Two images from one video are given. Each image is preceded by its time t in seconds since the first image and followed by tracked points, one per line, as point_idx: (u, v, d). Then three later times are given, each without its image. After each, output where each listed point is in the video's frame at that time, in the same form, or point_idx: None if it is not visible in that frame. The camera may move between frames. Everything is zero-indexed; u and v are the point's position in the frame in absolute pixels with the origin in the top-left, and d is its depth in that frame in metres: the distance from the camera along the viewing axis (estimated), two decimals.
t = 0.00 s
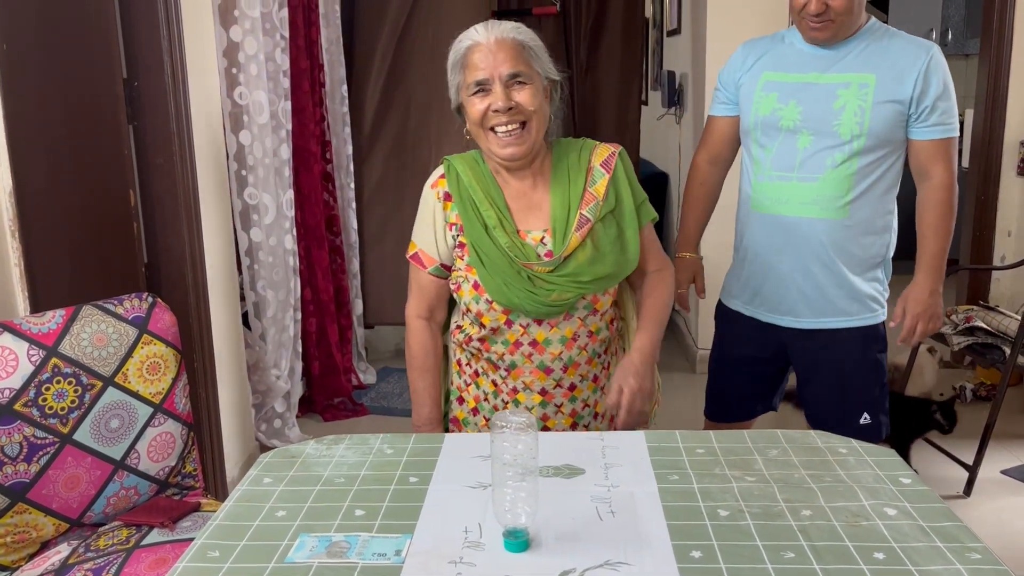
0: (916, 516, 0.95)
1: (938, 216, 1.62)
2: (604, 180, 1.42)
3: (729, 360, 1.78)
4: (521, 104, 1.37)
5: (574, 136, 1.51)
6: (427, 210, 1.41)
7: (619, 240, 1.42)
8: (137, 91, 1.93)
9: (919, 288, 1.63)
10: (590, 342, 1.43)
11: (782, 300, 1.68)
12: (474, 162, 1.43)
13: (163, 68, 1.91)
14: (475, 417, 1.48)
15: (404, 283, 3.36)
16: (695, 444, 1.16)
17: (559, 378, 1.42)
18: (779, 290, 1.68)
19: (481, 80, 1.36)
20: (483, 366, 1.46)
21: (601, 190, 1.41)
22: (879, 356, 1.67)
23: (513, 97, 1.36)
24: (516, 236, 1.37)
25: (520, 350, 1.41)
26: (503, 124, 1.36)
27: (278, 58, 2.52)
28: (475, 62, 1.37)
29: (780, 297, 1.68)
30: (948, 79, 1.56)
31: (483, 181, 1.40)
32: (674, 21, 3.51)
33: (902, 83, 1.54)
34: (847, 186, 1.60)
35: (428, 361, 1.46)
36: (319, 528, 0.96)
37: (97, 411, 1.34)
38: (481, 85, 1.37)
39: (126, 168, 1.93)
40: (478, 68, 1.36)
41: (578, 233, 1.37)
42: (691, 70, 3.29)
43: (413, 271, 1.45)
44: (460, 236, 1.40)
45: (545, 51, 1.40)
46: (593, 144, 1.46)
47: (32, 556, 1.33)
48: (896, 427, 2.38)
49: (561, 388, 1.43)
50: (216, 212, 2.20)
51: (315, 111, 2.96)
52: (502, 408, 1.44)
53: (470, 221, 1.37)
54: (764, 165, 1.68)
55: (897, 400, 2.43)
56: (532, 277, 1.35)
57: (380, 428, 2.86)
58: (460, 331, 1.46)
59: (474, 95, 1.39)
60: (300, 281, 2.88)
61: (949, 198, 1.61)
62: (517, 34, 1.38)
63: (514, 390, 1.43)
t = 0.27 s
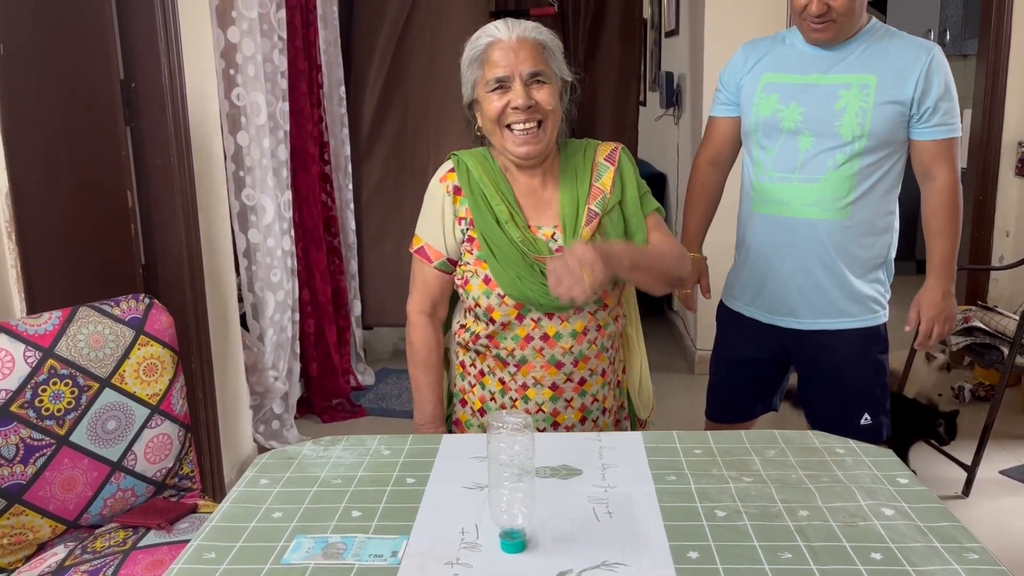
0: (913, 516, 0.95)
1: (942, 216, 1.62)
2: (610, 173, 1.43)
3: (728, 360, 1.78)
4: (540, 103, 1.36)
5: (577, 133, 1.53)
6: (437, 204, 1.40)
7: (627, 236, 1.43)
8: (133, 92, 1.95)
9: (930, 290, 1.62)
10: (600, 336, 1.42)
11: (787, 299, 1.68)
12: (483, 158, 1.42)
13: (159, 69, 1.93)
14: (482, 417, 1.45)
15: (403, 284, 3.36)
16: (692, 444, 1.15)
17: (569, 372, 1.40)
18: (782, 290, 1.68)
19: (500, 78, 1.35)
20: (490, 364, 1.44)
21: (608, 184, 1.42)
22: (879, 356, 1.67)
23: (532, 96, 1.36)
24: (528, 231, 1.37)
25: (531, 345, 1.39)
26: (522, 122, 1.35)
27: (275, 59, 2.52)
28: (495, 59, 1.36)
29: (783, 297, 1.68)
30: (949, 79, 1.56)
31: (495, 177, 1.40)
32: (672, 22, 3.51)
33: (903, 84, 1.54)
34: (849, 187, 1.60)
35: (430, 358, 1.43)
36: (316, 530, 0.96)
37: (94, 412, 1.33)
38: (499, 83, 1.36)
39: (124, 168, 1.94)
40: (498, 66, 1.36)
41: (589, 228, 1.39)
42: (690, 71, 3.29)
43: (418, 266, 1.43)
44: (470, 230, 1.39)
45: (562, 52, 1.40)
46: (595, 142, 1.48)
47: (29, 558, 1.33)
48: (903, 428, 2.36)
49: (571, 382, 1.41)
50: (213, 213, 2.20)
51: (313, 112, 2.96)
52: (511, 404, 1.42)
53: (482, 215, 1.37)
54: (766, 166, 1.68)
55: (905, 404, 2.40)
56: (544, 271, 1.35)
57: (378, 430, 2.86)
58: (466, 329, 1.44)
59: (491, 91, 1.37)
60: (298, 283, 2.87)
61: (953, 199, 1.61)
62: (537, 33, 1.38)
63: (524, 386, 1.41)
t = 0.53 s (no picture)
0: (914, 517, 0.95)
1: (944, 218, 1.62)
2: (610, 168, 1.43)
3: (729, 361, 1.78)
4: (553, 106, 1.35)
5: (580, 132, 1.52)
6: (441, 204, 1.40)
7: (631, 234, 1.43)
8: (132, 93, 1.94)
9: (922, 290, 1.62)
10: (603, 337, 1.42)
11: (789, 300, 1.68)
12: (488, 158, 1.41)
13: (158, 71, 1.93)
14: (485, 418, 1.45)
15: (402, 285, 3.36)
16: (692, 445, 1.15)
17: (573, 373, 1.40)
18: (784, 291, 1.68)
19: (512, 80, 1.33)
20: (493, 366, 1.43)
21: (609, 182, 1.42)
22: (881, 356, 1.67)
23: (545, 100, 1.35)
24: (533, 230, 1.37)
25: (536, 346, 1.39)
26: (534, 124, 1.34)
27: (274, 60, 2.52)
28: (508, 60, 1.33)
29: (785, 298, 1.68)
30: (952, 80, 1.56)
31: (499, 176, 1.39)
32: (671, 23, 3.51)
33: (907, 84, 1.54)
34: (853, 187, 1.60)
35: (433, 356, 1.43)
36: (315, 531, 0.96)
37: (93, 414, 1.33)
38: (511, 84, 1.34)
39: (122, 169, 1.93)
40: (510, 67, 1.33)
41: (586, 223, 1.38)
42: (688, 71, 3.29)
43: (422, 265, 1.43)
44: (475, 229, 1.39)
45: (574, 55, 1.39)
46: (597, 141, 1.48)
47: (28, 560, 1.33)
48: (904, 428, 2.36)
49: (576, 383, 1.41)
50: (211, 214, 2.20)
51: (313, 113, 2.95)
52: (516, 406, 1.42)
53: (487, 215, 1.36)
54: (769, 166, 1.68)
55: (907, 406, 2.39)
56: (549, 271, 1.34)
57: (378, 431, 2.86)
58: (469, 331, 1.44)
59: (503, 93, 1.35)
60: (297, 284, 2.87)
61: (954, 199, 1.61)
62: (550, 35, 1.36)
63: (529, 387, 1.41)
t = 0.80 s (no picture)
0: (913, 516, 0.95)
1: (946, 218, 1.61)
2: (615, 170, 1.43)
3: (730, 361, 1.78)
4: (560, 108, 1.33)
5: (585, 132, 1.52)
6: (447, 203, 1.40)
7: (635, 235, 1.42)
8: (130, 93, 1.94)
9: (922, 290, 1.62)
10: (605, 340, 1.42)
11: (789, 299, 1.68)
12: (495, 156, 1.41)
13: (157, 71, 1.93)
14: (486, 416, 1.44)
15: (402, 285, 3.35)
16: (691, 445, 1.15)
17: (574, 376, 1.40)
18: (784, 290, 1.68)
19: (519, 80, 1.32)
20: (495, 366, 1.43)
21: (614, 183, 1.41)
22: (881, 356, 1.67)
23: (552, 100, 1.33)
24: (537, 231, 1.37)
25: (537, 348, 1.39)
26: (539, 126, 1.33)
27: (273, 60, 2.51)
28: (514, 60, 1.32)
29: (786, 297, 1.68)
30: (954, 79, 1.56)
31: (505, 176, 1.39)
32: (670, 23, 3.50)
33: (908, 83, 1.54)
34: (855, 186, 1.60)
35: (435, 355, 1.43)
36: (314, 531, 0.96)
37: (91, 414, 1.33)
38: (518, 85, 1.33)
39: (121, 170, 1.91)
40: (516, 68, 1.32)
41: (591, 226, 1.37)
42: (687, 71, 3.29)
43: (426, 263, 1.43)
44: (479, 229, 1.39)
45: (583, 55, 1.37)
46: (601, 141, 1.47)
47: (26, 561, 1.32)
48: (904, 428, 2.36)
49: (576, 385, 1.40)
50: (210, 214, 2.20)
51: (312, 113, 2.95)
52: (516, 406, 1.42)
53: (491, 215, 1.36)
54: (771, 165, 1.68)
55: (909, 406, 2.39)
56: (551, 273, 1.34)
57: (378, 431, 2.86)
58: (472, 329, 1.44)
59: (510, 93, 1.34)
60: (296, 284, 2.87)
61: (956, 199, 1.61)
62: (557, 34, 1.34)
63: (529, 388, 1.40)
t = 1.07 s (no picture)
0: (913, 519, 0.94)
1: (949, 219, 1.61)
2: (633, 182, 1.37)
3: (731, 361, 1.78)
4: (558, 116, 1.31)
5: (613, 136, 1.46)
6: (456, 204, 1.39)
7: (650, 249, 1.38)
8: (130, 94, 1.93)
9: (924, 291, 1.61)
10: (611, 350, 1.40)
11: (789, 301, 1.68)
12: (506, 159, 1.39)
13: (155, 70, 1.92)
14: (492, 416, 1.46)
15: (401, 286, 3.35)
16: (691, 447, 1.15)
17: (578, 384, 1.39)
18: (784, 292, 1.68)
19: (520, 88, 1.30)
20: (503, 368, 1.44)
21: (629, 194, 1.36)
22: (882, 358, 1.67)
23: (552, 108, 1.30)
24: (545, 239, 1.35)
25: (541, 355, 1.39)
26: (540, 136, 1.30)
27: (273, 61, 2.51)
28: (516, 67, 1.31)
29: (786, 299, 1.68)
30: (957, 81, 1.55)
31: (515, 181, 1.37)
32: (670, 23, 3.50)
33: (910, 84, 1.54)
34: (856, 187, 1.59)
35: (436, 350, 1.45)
36: (312, 535, 0.96)
37: (90, 416, 1.33)
38: (520, 92, 1.31)
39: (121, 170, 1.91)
40: (517, 74, 1.30)
41: (604, 240, 1.34)
42: (687, 72, 3.29)
43: (435, 262, 1.43)
44: (487, 234, 1.38)
45: (587, 60, 1.33)
46: (623, 146, 1.42)
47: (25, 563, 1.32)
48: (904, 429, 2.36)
49: (580, 394, 1.40)
50: (209, 216, 2.20)
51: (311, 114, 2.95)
52: (521, 409, 1.42)
53: (499, 221, 1.35)
54: (772, 165, 1.67)
55: (909, 407, 2.39)
56: (557, 283, 1.33)
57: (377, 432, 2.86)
58: (481, 330, 1.45)
59: (513, 101, 1.32)
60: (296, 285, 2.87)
61: (958, 201, 1.60)
62: (560, 40, 1.32)
63: (534, 393, 1.41)
